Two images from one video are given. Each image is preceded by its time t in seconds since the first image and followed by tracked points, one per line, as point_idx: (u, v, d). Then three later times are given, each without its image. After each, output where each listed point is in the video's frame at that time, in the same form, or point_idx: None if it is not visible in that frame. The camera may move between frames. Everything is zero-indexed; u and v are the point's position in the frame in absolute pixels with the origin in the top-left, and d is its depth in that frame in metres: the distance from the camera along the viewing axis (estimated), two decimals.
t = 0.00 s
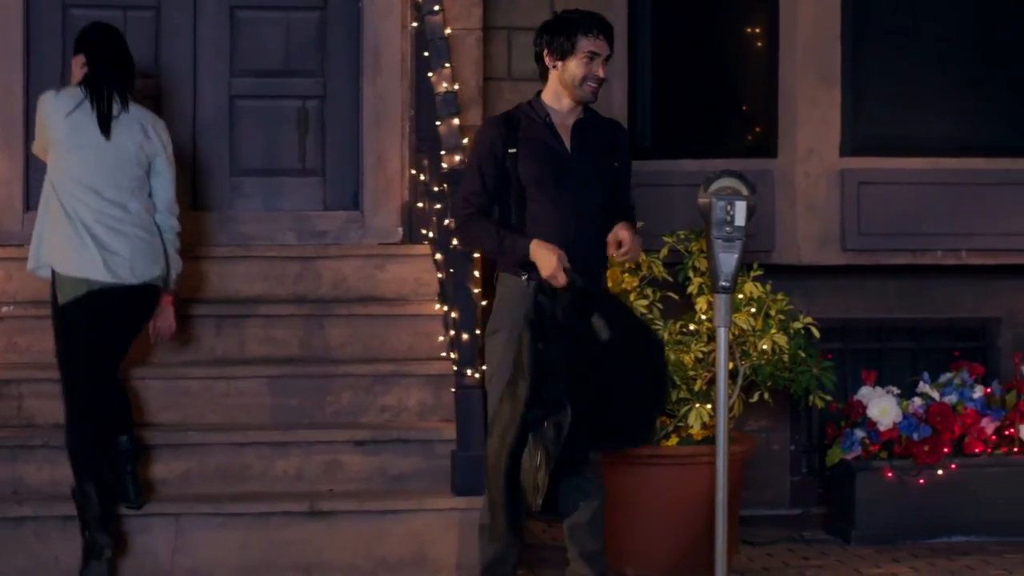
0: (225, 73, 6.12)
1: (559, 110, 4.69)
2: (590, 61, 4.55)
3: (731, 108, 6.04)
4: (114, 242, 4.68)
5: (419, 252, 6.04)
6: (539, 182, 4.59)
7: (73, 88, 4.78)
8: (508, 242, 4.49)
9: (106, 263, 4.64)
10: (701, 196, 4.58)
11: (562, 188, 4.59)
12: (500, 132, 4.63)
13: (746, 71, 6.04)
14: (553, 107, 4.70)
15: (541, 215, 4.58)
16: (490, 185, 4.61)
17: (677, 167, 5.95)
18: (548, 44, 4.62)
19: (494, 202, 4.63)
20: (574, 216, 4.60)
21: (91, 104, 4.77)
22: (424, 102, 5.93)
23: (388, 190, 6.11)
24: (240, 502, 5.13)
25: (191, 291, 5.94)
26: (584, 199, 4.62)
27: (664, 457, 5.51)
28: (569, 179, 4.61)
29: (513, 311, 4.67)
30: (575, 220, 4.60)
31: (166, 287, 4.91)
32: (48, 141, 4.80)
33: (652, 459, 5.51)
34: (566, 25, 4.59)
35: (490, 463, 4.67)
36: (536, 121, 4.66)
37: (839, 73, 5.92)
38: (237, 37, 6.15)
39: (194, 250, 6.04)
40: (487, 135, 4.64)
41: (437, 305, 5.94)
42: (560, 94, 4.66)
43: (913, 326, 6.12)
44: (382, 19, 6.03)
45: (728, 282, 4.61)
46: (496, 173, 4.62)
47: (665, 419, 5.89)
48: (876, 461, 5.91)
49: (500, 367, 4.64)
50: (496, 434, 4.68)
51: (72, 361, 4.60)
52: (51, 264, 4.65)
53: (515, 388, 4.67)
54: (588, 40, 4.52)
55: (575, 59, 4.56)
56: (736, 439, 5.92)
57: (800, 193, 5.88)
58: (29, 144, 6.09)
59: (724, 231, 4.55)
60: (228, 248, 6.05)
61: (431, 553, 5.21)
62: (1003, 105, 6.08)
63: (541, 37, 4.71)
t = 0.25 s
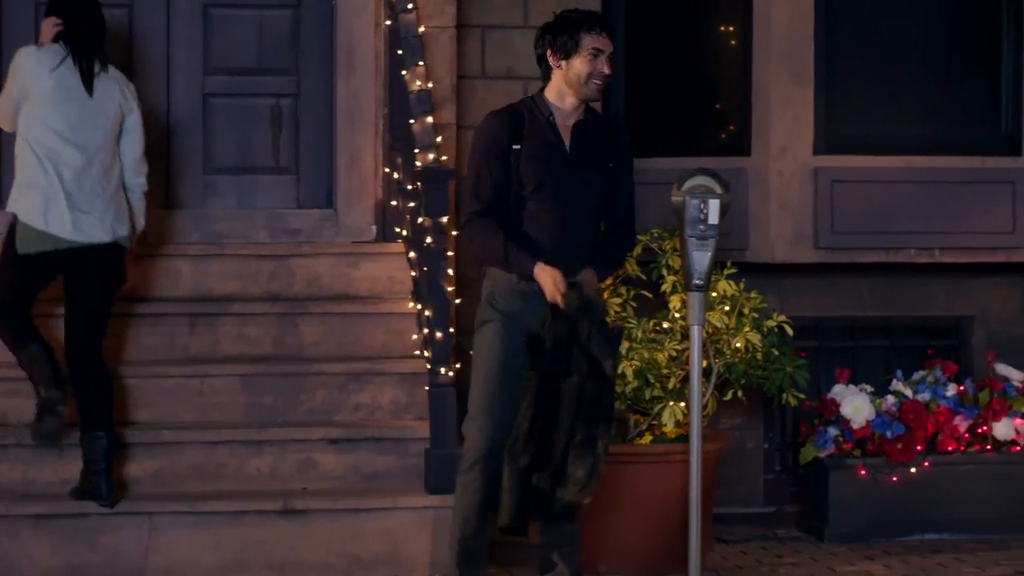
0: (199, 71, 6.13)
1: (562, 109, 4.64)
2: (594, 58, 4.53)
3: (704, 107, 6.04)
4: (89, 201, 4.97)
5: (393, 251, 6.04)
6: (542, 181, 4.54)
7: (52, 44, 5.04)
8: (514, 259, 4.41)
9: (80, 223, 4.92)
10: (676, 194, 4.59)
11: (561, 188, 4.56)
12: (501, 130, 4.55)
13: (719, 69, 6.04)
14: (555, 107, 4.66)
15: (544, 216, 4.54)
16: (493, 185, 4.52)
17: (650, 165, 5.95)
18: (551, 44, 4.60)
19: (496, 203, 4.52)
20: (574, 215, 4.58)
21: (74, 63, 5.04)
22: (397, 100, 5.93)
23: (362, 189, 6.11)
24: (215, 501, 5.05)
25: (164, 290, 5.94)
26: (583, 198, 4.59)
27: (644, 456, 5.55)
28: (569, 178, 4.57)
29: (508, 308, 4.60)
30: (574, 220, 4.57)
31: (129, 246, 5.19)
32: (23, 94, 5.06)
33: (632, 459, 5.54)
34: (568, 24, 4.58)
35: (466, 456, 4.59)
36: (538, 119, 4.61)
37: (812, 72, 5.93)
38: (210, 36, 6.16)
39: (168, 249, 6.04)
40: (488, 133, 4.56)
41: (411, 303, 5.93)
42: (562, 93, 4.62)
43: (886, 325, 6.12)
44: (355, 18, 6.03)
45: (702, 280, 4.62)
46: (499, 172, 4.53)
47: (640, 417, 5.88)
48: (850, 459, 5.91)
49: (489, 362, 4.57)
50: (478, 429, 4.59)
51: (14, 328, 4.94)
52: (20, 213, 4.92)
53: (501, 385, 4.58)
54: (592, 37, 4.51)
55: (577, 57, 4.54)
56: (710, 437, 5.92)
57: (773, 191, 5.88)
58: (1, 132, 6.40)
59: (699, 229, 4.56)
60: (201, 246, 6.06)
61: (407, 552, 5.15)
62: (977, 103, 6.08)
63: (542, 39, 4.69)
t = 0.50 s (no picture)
0: (171, 70, 6.15)
1: (540, 108, 4.61)
2: (572, 55, 4.50)
3: (677, 107, 6.03)
4: (51, 195, 4.99)
5: (366, 250, 6.04)
6: (518, 180, 4.51)
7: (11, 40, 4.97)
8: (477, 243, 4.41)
9: (42, 216, 4.93)
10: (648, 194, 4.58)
11: (537, 187, 4.52)
12: (478, 129, 4.54)
13: (692, 69, 6.04)
14: (534, 107, 4.63)
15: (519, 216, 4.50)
16: (468, 183, 4.52)
17: (623, 165, 5.95)
18: (528, 43, 4.58)
19: (471, 200, 4.53)
20: (550, 215, 4.52)
21: (36, 61, 5.01)
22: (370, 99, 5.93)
23: (334, 189, 6.11)
24: (188, 501, 5.04)
25: (137, 289, 5.92)
26: (559, 198, 4.55)
27: (616, 456, 5.54)
28: (546, 178, 4.53)
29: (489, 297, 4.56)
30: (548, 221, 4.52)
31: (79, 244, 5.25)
32: None
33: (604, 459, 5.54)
34: (545, 23, 4.55)
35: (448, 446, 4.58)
36: (517, 119, 4.58)
37: (784, 72, 5.93)
38: (183, 35, 6.17)
39: (140, 248, 6.03)
40: (466, 132, 4.55)
41: (383, 303, 5.93)
42: (541, 92, 4.59)
43: (859, 324, 6.12)
44: (328, 17, 6.01)
45: (675, 280, 4.59)
46: (474, 171, 4.52)
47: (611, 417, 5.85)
48: (822, 459, 5.92)
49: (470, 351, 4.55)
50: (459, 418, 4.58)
51: None
52: None
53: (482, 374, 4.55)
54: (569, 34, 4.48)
55: (552, 54, 4.51)
56: (682, 437, 5.90)
57: (745, 192, 5.88)
58: None
59: (671, 228, 4.55)
60: (173, 245, 6.05)
61: (379, 551, 5.14)
62: (949, 103, 6.09)
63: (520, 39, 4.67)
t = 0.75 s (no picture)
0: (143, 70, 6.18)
1: (496, 108, 4.64)
2: (524, 52, 4.51)
3: (649, 106, 6.04)
4: None
5: (338, 250, 6.03)
6: (482, 181, 4.54)
7: None
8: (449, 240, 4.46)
9: None
10: (619, 193, 4.55)
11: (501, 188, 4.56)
12: (437, 132, 4.55)
13: (664, 69, 6.04)
14: (491, 106, 4.66)
15: (485, 216, 4.55)
16: (432, 187, 4.54)
17: (596, 165, 5.95)
18: (479, 42, 4.60)
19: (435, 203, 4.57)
20: (515, 215, 4.57)
21: None
22: (343, 99, 5.93)
23: (306, 189, 6.11)
24: (161, 501, 5.01)
25: (108, 289, 5.91)
26: (523, 198, 4.59)
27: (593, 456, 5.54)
28: (509, 178, 4.57)
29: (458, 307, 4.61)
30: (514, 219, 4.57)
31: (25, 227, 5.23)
32: None
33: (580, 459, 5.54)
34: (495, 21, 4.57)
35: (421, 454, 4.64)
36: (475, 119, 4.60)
37: (757, 72, 5.93)
38: (154, 36, 6.20)
39: (112, 249, 6.01)
40: (425, 135, 4.56)
41: (356, 303, 5.93)
42: (495, 91, 4.62)
43: (832, 324, 6.12)
44: (301, 16, 6.02)
45: (646, 280, 4.57)
46: (436, 173, 4.54)
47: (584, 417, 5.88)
48: (795, 459, 5.92)
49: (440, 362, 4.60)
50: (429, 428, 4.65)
51: None
52: None
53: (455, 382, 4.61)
54: (518, 32, 4.50)
55: (503, 53, 4.53)
56: (655, 437, 5.91)
57: (718, 192, 5.88)
58: None
59: (642, 229, 4.53)
60: (146, 245, 6.03)
61: (352, 552, 5.12)
62: (921, 103, 6.10)
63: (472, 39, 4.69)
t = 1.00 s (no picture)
0: (118, 71, 6.20)
1: (450, 107, 4.63)
2: (474, 49, 4.55)
3: (624, 107, 6.05)
4: None
5: (314, 251, 6.03)
6: (445, 182, 4.53)
7: None
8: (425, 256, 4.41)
9: None
10: (595, 193, 4.50)
11: (464, 189, 4.56)
12: (397, 136, 4.53)
13: (639, 69, 6.05)
14: (444, 107, 4.65)
15: (452, 217, 4.54)
16: (400, 194, 4.49)
17: (571, 165, 5.96)
18: (429, 41, 4.62)
19: (405, 213, 4.50)
20: (478, 214, 4.57)
21: None
22: (318, 99, 5.93)
23: (282, 190, 6.13)
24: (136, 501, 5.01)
25: (84, 290, 5.90)
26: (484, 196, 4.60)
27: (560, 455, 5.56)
28: (468, 177, 4.58)
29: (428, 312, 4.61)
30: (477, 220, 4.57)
31: None
32: None
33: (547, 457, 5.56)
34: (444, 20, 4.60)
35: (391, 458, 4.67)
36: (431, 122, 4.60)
37: (732, 72, 5.94)
38: (129, 36, 6.22)
39: (87, 249, 6.01)
40: (386, 139, 4.53)
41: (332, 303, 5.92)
42: (448, 89, 4.62)
43: (807, 324, 6.14)
44: (277, 16, 6.03)
45: (622, 280, 4.52)
46: (402, 176, 4.50)
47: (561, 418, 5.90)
48: (770, 459, 5.92)
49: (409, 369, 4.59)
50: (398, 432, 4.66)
51: None
52: None
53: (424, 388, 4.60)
54: (468, 28, 4.53)
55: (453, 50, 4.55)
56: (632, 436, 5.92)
57: (693, 192, 5.89)
58: None
59: (618, 228, 4.47)
60: (121, 245, 6.03)
61: (328, 552, 5.11)
62: (896, 103, 6.11)
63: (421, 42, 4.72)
